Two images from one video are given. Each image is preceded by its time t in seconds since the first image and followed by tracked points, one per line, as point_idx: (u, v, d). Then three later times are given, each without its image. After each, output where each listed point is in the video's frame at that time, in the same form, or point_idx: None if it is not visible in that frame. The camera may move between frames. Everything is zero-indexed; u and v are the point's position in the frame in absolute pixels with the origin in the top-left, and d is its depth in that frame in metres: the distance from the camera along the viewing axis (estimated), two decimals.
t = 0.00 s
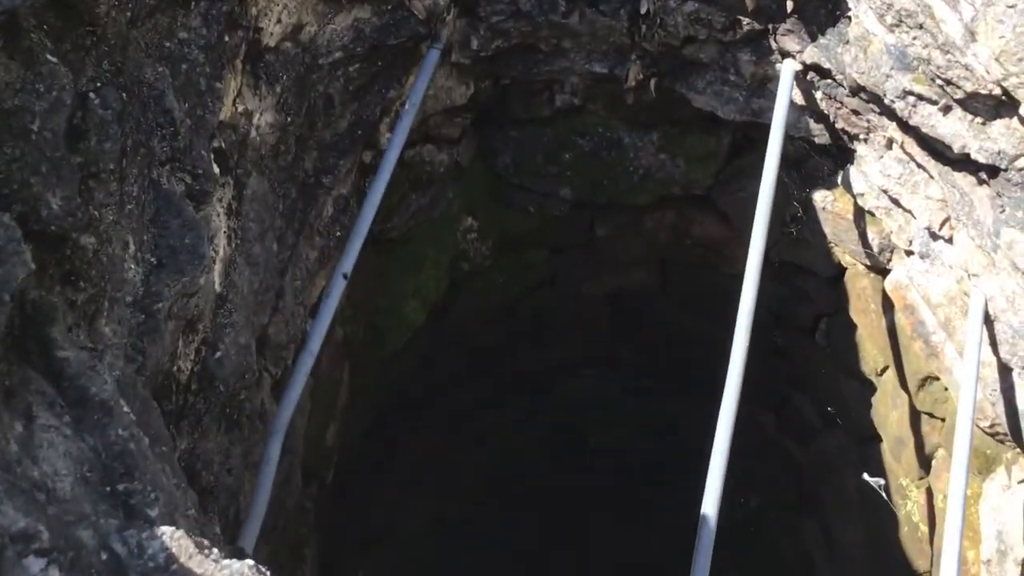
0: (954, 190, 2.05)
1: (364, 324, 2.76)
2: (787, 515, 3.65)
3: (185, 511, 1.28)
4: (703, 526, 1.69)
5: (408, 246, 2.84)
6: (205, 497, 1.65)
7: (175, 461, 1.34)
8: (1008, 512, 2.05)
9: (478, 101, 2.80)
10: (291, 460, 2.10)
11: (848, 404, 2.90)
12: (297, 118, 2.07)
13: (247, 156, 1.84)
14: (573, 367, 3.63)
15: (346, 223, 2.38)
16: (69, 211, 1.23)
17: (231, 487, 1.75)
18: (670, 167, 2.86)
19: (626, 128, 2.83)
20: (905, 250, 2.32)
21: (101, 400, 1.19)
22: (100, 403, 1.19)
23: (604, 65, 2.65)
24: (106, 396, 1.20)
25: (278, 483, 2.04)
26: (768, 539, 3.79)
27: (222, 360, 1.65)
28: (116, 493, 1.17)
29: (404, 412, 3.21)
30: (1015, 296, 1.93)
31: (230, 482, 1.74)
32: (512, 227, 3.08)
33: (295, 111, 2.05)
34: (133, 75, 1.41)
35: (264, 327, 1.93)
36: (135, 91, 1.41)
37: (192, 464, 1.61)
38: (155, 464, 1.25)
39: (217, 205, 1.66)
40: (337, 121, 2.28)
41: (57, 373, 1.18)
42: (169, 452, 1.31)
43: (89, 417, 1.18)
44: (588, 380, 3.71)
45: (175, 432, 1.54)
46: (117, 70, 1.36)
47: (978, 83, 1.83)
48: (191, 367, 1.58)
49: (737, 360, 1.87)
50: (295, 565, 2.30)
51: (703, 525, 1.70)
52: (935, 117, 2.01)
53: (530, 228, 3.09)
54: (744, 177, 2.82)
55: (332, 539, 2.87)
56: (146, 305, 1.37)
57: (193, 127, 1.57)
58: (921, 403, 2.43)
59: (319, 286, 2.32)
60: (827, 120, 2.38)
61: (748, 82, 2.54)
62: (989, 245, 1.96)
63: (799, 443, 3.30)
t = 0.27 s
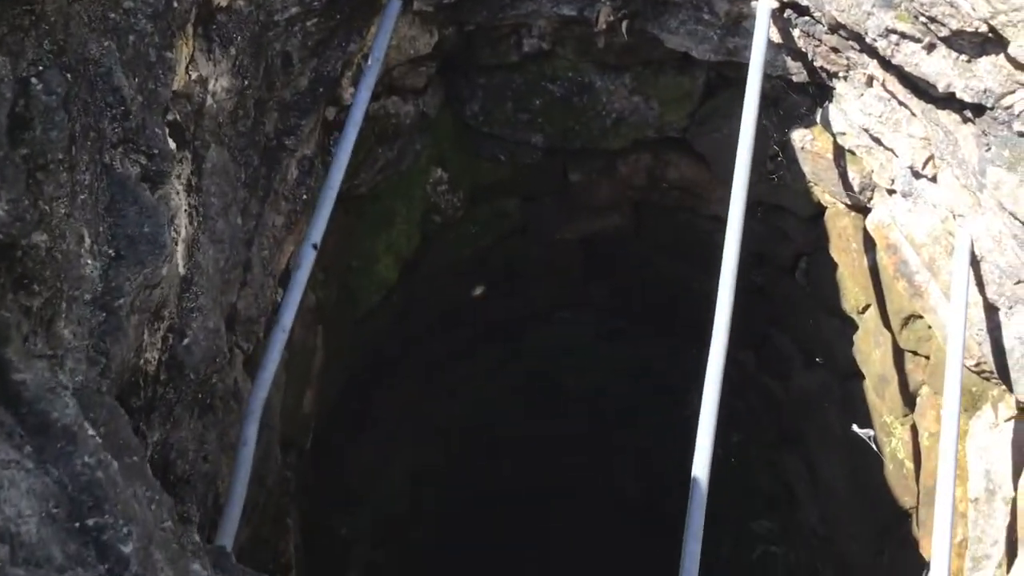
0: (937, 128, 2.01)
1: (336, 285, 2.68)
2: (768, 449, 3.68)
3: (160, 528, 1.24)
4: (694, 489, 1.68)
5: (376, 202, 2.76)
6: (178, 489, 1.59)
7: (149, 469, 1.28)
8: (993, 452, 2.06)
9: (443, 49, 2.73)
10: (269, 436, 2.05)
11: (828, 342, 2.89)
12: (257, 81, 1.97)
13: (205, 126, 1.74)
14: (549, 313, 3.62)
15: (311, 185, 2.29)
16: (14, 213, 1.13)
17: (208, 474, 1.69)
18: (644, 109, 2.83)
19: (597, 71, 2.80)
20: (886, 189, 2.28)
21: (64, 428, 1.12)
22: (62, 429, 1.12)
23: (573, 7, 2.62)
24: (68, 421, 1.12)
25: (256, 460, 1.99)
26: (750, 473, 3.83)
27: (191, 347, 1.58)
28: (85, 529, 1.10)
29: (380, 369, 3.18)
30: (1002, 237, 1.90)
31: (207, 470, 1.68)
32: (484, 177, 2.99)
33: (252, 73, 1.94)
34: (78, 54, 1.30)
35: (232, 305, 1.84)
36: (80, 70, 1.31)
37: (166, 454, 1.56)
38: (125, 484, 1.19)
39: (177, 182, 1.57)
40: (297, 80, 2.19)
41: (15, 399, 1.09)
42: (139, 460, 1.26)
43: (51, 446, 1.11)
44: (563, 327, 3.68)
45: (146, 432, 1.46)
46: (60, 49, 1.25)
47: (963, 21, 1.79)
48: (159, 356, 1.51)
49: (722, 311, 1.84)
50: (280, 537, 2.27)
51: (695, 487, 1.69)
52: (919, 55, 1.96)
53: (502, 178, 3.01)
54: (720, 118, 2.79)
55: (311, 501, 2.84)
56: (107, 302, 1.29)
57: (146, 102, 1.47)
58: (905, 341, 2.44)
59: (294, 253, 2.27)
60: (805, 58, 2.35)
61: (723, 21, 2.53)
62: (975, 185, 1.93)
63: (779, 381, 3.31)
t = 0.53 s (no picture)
0: (927, 78, 1.99)
1: (313, 251, 2.61)
2: (751, 397, 3.70)
3: (148, 531, 1.18)
4: (690, 457, 1.66)
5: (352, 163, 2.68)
6: (161, 477, 1.53)
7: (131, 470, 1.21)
8: (981, 405, 2.08)
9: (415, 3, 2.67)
10: (252, 413, 1.99)
11: (813, 293, 2.88)
12: (225, 45, 1.89)
13: (172, 97, 1.66)
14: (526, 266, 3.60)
15: (285, 151, 2.21)
16: None
17: (192, 460, 1.64)
18: (623, 61, 2.79)
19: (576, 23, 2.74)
20: (874, 140, 2.28)
21: (43, 445, 1.02)
22: (41, 447, 1.02)
23: None
24: (47, 439, 1.02)
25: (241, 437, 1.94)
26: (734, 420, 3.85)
27: (169, 332, 1.51)
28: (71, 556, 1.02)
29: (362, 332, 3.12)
30: (995, 188, 1.88)
31: (190, 456, 1.63)
32: (461, 135, 2.92)
33: (218, 37, 1.85)
34: (36, 31, 1.23)
35: (209, 283, 1.78)
36: (39, 48, 1.24)
37: (149, 443, 1.50)
38: (108, 495, 1.10)
39: (145, 159, 1.50)
40: (265, 43, 2.11)
41: None
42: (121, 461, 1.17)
43: (29, 466, 1.01)
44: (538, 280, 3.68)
45: (125, 427, 1.39)
46: (18, 27, 1.18)
47: None
48: (136, 343, 1.44)
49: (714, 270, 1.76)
50: (267, 512, 2.23)
51: (690, 455, 1.66)
52: (910, 4, 1.96)
53: (479, 135, 2.94)
54: (701, 67, 2.75)
55: (296, 469, 2.80)
56: (79, 296, 1.22)
57: (109, 77, 1.40)
58: (892, 293, 2.45)
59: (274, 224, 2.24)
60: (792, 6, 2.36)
61: None
62: (967, 136, 1.91)
63: (762, 331, 3.29)
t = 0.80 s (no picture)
0: (922, 31, 1.94)
1: (295, 212, 2.55)
2: (737, 351, 3.69)
3: (141, 522, 1.09)
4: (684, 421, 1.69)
5: (333, 121, 2.61)
6: (147, 452, 1.49)
7: (124, 460, 1.12)
8: (970, 360, 2.10)
9: None
10: (238, 381, 1.95)
11: (801, 248, 2.86)
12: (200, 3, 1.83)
13: (147, 59, 1.60)
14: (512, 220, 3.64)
15: (263, 111, 2.15)
16: None
17: (178, 433, 1.59)
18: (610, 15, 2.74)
19: None
20: (867, 93, 2.27)
21: (27, 438, 0.96)
22: (26, 440, 0.96)
23: None
24: (32, 430, 0.97)
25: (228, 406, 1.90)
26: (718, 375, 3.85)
27: (151, 304, 1.46)
28: (63, 554, 0.95)
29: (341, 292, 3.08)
30: (990, 143, 1.86)
31: (177, 429, 1.59)
32: (444, 91, 2.84)
33: None
34: None
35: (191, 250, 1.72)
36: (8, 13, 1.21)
37: (134, 418, 1.46)
38: (99, 486, 1.03)
39: (121, 125, 1.45)
40: None
41: None
42: (111, 447, 1.10)
43: (13, 461, 0.95)
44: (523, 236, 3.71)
45: (110, 405, 1.31)
46: None
47: None
48: (118, 316, 1.40)
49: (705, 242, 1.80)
50: (255, 479, 2.20)
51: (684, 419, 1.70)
52: None
53: (462, 91, 2.87)
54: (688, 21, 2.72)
55: (282, 432, 2.78)
56: (60, 273, 1.17)
57: (83, 39, 1.34)
58: (882, 248, 2.45)
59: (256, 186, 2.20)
60: None
61: None
62: (962, 91, 1.88)
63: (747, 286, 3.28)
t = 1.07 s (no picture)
0: None
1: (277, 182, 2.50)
2: (725, 315, 3.69)
3: (121, 510, 1.05)
4: (674, 396, 1.69)
5: (314, 88, 2.55)
6: (129, 432, 1.46)
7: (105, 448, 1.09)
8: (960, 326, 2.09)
9: None
10: (223, 357, 1.92)
11: (790, 213, 2.84)
12: None
13: (122, 28, 1.56)
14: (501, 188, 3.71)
15: (242, 79, 2.09)
16: None
17: (162, 412, 1.56)
18: None
19: None
20: (857, 57, 2.24)
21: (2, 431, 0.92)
22: None
23: None
24: (6, 422, 0.93)
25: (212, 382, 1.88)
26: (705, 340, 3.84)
27: (131, 283, 1.42)
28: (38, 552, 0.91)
29: (324, 261, 3.05)
30: (983, 108, 1.84)
31: (160, 408, 1.56)
32: (427, 57, 2.80)
33: None
34: None
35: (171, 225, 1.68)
36: None
37: (115, 398, 1.44)
38: (75, 480, 0.98)
39: (97, 98, 1.41)
40: None
41: None
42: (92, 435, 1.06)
43: None
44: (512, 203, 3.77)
45: (91, 388, 1.29)
46: None
47: None
48: (97, 296, 1.36)
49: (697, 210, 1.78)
50: (241, 454, 2.18)
51: (674, 393, 1.70)
52: None
53: (446, 56, 2.82)
54: None
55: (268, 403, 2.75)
56: (35, 256, 1.13)
57: (53, 11, 1.32)
58: (873, 214, 2.42)
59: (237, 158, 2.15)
60: None
61: None
62: (955, 54, 1.87)
63: (736, 251, 3.26)
